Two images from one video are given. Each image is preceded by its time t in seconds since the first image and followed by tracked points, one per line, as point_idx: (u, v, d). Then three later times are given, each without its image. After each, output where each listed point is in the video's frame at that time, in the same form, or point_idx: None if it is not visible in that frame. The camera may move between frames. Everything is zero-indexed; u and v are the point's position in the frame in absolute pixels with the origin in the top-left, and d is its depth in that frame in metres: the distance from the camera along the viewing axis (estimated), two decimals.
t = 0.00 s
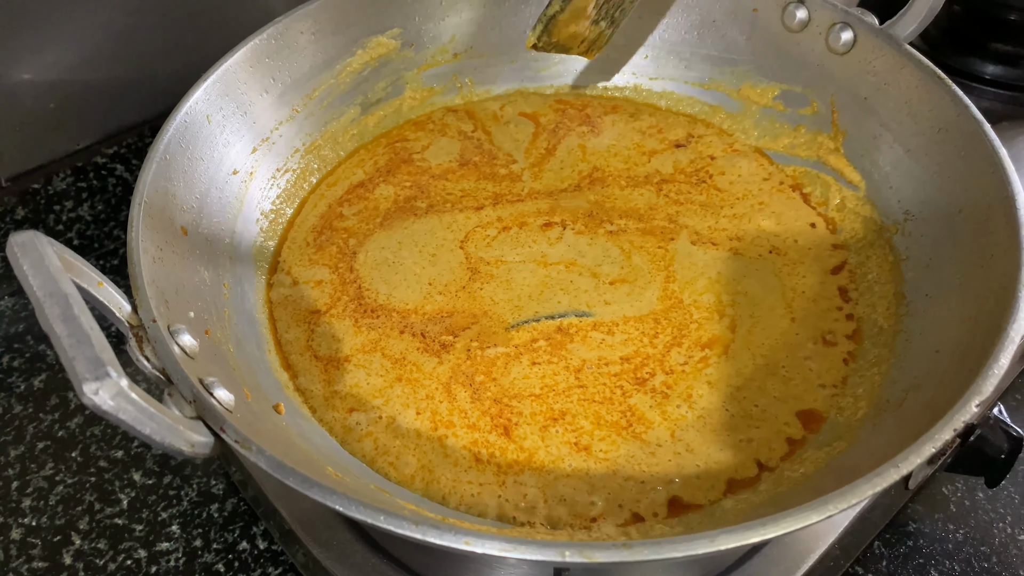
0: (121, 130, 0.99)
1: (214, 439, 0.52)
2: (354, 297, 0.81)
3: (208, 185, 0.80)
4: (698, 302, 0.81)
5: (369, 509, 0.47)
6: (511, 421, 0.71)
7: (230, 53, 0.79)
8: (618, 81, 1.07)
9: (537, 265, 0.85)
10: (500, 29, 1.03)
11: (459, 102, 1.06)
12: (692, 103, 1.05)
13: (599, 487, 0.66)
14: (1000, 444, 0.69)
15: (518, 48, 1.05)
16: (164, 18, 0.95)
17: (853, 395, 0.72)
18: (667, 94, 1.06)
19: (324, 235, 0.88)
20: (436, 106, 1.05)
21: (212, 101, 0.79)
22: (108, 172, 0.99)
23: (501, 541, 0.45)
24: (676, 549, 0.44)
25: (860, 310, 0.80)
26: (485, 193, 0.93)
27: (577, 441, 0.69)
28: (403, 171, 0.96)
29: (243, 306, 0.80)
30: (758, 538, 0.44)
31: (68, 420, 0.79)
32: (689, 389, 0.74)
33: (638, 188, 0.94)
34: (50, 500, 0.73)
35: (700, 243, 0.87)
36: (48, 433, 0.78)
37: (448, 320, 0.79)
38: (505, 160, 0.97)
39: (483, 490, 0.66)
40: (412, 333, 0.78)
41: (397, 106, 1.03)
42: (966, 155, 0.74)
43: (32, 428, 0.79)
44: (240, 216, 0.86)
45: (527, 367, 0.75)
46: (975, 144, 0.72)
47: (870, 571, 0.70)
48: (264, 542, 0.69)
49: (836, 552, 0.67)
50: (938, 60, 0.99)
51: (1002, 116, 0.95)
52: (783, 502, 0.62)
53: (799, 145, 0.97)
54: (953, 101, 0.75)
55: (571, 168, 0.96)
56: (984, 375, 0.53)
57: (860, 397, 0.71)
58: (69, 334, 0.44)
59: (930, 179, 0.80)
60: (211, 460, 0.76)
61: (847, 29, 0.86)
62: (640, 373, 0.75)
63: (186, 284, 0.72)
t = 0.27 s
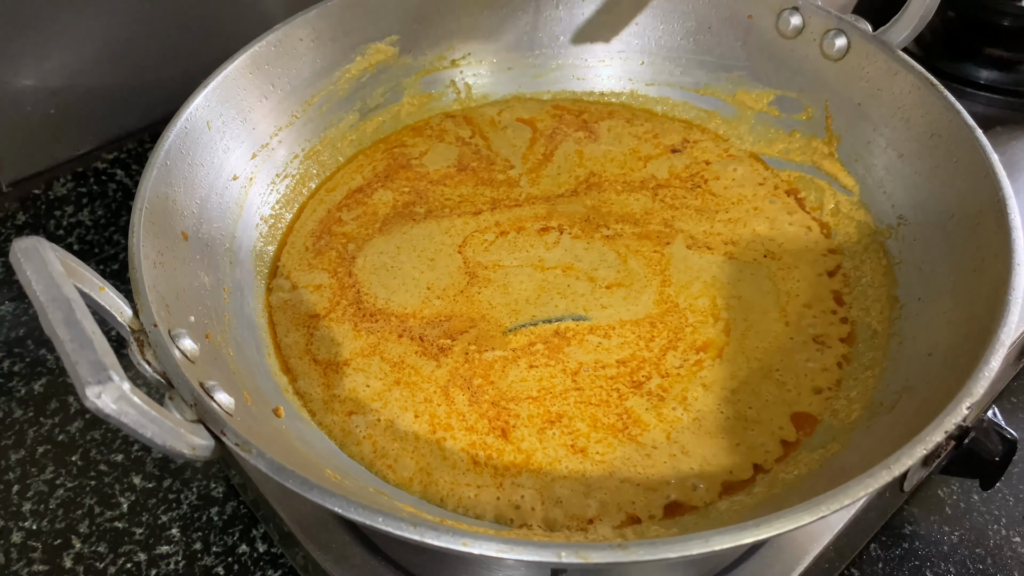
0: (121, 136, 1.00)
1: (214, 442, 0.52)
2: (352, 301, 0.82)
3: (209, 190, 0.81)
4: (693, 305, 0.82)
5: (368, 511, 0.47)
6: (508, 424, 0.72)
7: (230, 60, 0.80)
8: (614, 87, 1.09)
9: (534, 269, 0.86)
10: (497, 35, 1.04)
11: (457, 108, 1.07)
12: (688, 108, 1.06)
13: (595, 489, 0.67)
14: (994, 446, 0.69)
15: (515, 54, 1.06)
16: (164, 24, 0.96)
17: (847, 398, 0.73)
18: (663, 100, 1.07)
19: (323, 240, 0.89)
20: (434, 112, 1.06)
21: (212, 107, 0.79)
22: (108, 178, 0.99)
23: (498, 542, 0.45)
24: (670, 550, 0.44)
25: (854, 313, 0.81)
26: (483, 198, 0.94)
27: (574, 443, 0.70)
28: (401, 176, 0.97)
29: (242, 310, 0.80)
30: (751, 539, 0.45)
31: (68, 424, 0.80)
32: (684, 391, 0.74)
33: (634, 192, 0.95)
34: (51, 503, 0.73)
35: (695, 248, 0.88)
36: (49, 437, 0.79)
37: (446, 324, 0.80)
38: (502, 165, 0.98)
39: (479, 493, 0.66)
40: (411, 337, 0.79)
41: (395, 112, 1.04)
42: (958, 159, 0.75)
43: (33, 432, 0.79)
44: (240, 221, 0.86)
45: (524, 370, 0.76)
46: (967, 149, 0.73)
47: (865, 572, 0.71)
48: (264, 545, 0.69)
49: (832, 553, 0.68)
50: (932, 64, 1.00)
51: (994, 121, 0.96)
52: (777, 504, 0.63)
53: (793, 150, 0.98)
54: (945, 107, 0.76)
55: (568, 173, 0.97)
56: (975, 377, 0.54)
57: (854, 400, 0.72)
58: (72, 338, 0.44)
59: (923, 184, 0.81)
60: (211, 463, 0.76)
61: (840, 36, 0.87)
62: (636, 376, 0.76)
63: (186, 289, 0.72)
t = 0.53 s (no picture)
0: (120, 141, 1.00)
1: (212, 446, 0.53)
2: (350, 305, 0.82)
3: (207, 195, 0.81)
4: (689, 309, 0.82)
5: (364, 514, 0.48)
6: (505, 428, 0.72)
7: (228, 65, 0.81)
8: (610, 92, 1.09)
9: (531, 273, 0.86)
10: (494, 40, 1.05)
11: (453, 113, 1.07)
12: (684, 113, 1.07)
13: (593, 492, 0.67)
14: (989, 449, 0.70)
15: (512, 59, 1.07)
16: (162, 30, 0.96)
17: (842, 402, 0.73)
18: (659, 105, 1.08)
19: (320, 244, 0.89)
20: (431, 117, 1.07)
21: (210, 112, 0.80)
22: (106, 182, 0.99)
23: (494, 545, 0.46)
24: (665, 553, 0.45)
25: (849, 317, 0.81)
26: (481, 202, 0.94)
27: (570, 446, 0.70)
28: (398, 181, 0.97)
29: (241, 315, 0.80)
30: (746, 542, 0.45)
31: (67, 428, 0.80)
32: (680, 394, 0.75)
33: (630, 197, 0.95)
34: (49, 507, 0.73)
35: (691, 252, 0.88)
36: (47, 441, 0.79)
37: (444, 328, 0.80)
38: (499, 170, 0.99)
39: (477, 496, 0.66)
40: (408, 341, 0.79)
41: (392, 117, 1.04)
42: (952, 164, 0.75)
43: (31, 436, 0.79)
44: (239, 226, 0.87)
45: (522, 374, 0.76)
46: (960, 154, 0.74)
47: (861, 575, 0.71)
48: (262, 549, 0.70)
49: (828, 556, 0.68)
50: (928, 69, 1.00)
51: (989, 126, 0.96)
52: (773, 507, 0.63)
53: (790, 155, 0.99)
54: (939, 112, 0.76)
55: (564, 178, 0.98)
56: (968, 381, 0.54)
57: (849, 403, 0.72)
58: (70, 343, 0.45)
59: (916, 188, 0.81)
60: (209, 467, 0.77)
61: (835, 41, 0.87)
62: (632, 380, 0.76)
63: (184, 293, 0.72)
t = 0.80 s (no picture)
0: (117, 142, 1.00)
1: (208, 447, 0.52)
2: (347, 307, 0.82)
3: (204, 197, 0.81)
4: (686, 310, 0.82)
5: (361, 516, 0.48)
6: (502, 429, 0.72)
7: (225, 67, 0.81)
8: (607, 93, 1.09)
9: (528, 274, 0.86)
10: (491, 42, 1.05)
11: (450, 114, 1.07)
12: (681, 115, 1.07)
13: (590, 494, 0.67)
14: (985, 450, 0.69)
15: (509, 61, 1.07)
16: (159, 32, 0.96)
17: (839, 403, 0.73)
18: (656, 107, 1.08)
19: (318, 246, 0.89)
20: (429, 119, 1.07)
21: (207, 114, 0.80)
22: (103, 184, 1.00)
23: (490, 546, 0.46)
24: (662, 554, 0.45)
25: (846, 319, 0.81)
26: (479, 204, 0.94)
27: (567, 447, 0.71)
28: (395, 183, 0.97)
29: (237, 317, 0.80)
30: (742, 543, 0.45)
31: (63, 430, 0.80)
32: (676, 395, 0.75)
33: (627, 199, 0.95)
34: (45, 509, 0.73)
35: (688, 253, 0.88)
36: (43, 443, 0.79)
37: (441, 329, 0.80)
38: (496, 173, 0.99)
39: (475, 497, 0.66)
40: (406, 342, 0.79)
41: (389, 119, 1.05)
42: (948, 166, 0.75)
43: (27, 437, 0.79)
44: (235, 227, 0.87)
45: (519, 375, 0.76)
46: (956, 156, 0.74)
47: None
48: (258, 551, 0.69)
49: (825, 558, 0.68)
50: (924, 71, 1.00)
51: (985, 128, 0.96)
52: (769, 508, 0.63)
53: (788, 156, 0.99)
54: (935, 114, 0.76)
55: (561, 180, 0.98)
56: (964, 382, 0.54)
57: (846, 404, 0.72)
58: (66, 344, 0.45)
59: (913, 190, 0.81)
60: (205, 469, 0.76)
61: (832, 43, 0.87)
62: (629, 382, 0.76)
63: (181, 295, 0.72)
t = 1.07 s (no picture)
0: (118, 143, 1.00)
1: (213, 447, 0.53)
2: (350, 307, 0.83)
3: (207, 197, 0.82)
4: (687, 311, 0.83)
5: (366, 515, 0.48)
6: (505, 429, 0.72)
7: (228, 68, 0.81)
8: (608, 95, 1.10)
9: (530, 275, 0.86)
10: (492, 44, 1.05)
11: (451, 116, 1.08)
12: (681, 117, 1.07)
13: (592, 494, 0.67)
14: (986, 451, 0.70)
15: (511, 62, 1.07)
16: (161, 33, 0.96)
17: (839, 404, 0.74)
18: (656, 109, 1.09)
19: (320, 247, 0.89)
20: (430, 120, 1.07)
21: (211, 115, 0.80)
22: (105, 185, 0.99)
23: (495, 546, 0.46)
24: (665, 553, 0.45)
25: (846, 320, 0.82)
26: (481, 205, 0.95)
27: (569, 447, 0.71)
28: (397, 184, 0.97)
29: (240, 317, 0.81)
30: (745, 542, 0.45)
31: (65, 431, 0.80)
32: (677, 395, 0.75)
33: (628, 201, 0.96)
34: (47, 510, 0.73)
35: (688, 255, 0.89)
36: (44, 444, 0.79)
37: (443, 329, 0.80)
38: (498, 174, 0.99)
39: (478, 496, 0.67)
40: (408, 343, 0.79)
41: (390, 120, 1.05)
42: (948, 168, 0.76)
43: (29, 438, 0.79)
44: (239, 228, 0.87)
45: (521, 375, 0.76)
46: (956, 158, 0.74)
47: None
48: (260, 551, 0.70)
49: (826, 558, 0.69)
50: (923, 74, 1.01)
51: (984, 130, 0.97)
52: (771, 509, 0.63)
53: (789, 158, 0.99)
54: (935, 116, 0.77)
55: (563, 182, 0.98)
56: (965, 383, 0.55)
57: (847, 405, 0.73)
58: (73, 344, 0.45)
59: (913, 192, 0.82)
60: (207, 470, 0.77)
61: (832, 46, 0.88)
62: (631, 382, 0.76)
63: (184, 295, 0.73)
